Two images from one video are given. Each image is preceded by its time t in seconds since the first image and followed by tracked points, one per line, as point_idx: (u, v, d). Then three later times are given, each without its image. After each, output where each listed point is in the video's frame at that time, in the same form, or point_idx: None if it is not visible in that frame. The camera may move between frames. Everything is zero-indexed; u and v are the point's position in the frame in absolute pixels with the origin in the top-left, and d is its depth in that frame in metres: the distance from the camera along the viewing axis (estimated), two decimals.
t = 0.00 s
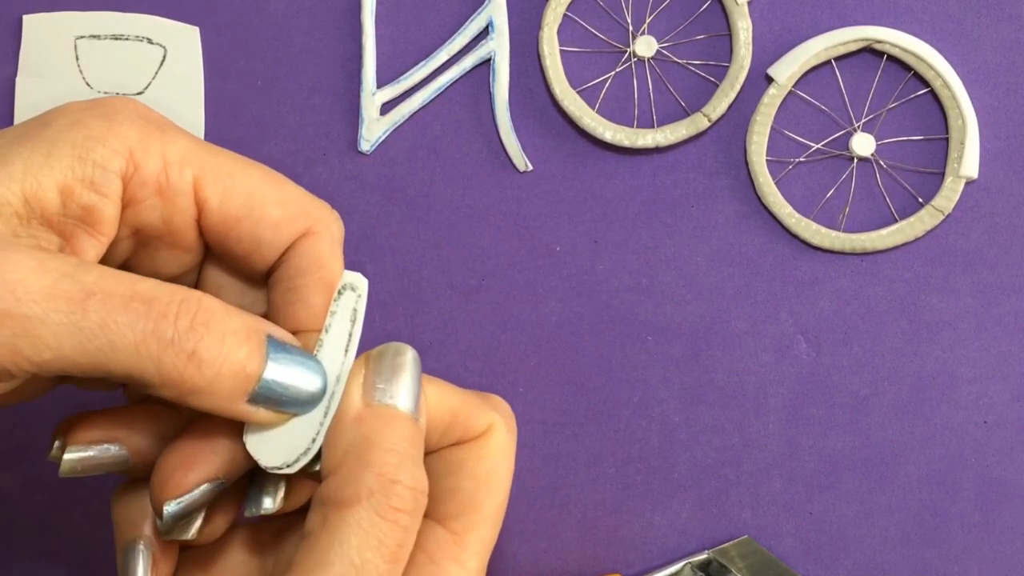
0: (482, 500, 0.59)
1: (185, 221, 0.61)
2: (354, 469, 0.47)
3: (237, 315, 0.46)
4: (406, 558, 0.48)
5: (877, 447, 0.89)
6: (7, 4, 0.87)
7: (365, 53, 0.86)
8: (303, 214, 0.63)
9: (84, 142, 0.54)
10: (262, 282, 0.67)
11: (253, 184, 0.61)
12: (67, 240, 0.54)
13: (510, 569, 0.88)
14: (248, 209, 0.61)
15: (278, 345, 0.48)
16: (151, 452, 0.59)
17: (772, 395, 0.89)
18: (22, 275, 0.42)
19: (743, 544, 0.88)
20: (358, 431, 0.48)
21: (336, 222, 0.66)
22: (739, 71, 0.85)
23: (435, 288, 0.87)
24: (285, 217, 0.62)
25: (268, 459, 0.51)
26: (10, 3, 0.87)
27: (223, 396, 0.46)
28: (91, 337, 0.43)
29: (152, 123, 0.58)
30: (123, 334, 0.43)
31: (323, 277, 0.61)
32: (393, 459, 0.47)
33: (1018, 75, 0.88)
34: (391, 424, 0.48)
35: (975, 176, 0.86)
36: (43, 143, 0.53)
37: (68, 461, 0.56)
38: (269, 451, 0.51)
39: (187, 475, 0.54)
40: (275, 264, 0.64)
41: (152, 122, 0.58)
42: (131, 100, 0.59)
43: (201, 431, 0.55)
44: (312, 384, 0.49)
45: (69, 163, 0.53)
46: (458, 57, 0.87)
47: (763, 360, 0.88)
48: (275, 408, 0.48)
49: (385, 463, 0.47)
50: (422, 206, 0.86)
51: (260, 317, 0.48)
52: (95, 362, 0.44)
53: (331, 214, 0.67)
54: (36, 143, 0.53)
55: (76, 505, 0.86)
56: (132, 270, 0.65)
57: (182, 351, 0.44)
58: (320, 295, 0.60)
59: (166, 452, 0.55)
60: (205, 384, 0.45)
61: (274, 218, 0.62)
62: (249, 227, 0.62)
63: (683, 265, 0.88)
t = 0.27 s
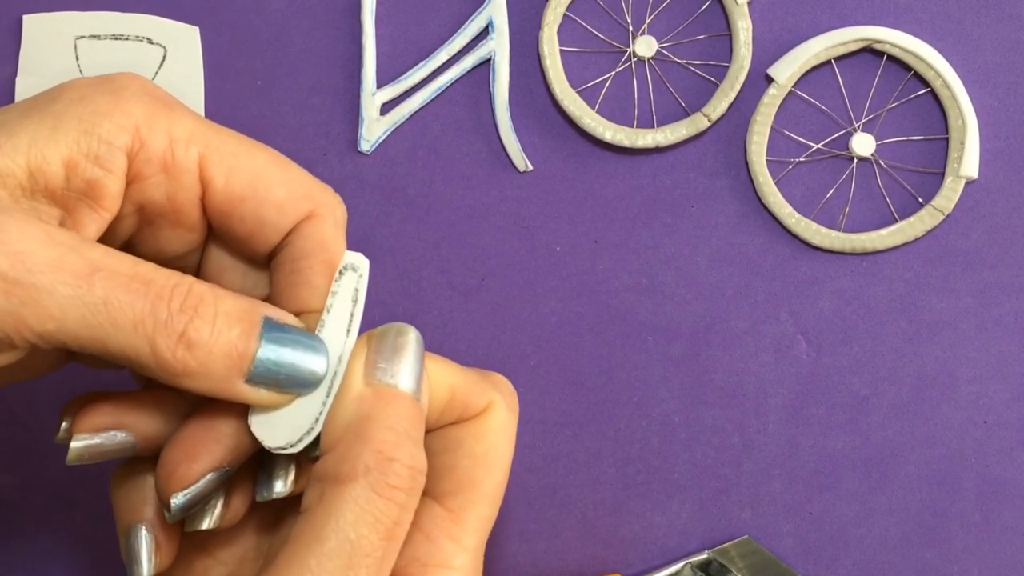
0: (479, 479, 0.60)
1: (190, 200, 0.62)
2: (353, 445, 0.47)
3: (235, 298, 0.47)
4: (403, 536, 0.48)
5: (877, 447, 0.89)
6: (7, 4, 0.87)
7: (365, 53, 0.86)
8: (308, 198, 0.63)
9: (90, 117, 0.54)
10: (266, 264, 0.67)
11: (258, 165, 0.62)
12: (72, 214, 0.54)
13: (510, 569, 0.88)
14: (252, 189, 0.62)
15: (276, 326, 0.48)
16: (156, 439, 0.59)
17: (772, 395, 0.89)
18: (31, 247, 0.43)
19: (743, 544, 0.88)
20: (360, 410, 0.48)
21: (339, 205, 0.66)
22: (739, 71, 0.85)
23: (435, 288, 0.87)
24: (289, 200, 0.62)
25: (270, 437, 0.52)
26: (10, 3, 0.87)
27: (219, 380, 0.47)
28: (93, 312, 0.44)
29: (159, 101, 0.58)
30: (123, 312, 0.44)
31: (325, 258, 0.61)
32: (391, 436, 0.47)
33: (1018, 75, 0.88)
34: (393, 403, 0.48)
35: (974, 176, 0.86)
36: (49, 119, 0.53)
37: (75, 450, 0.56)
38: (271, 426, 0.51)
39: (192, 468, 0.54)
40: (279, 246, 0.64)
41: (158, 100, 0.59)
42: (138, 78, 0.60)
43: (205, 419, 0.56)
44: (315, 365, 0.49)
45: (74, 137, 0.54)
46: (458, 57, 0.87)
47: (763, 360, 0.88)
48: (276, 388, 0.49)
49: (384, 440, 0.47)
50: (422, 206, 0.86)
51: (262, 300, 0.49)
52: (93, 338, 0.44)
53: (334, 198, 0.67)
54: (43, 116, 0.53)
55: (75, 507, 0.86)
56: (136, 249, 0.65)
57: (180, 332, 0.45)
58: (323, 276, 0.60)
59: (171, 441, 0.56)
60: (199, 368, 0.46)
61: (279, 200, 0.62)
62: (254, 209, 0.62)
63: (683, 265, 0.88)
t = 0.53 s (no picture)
0: (465, 462, 0.60)
1: (200, 186, 0.61)
2: (348, 428, 0.47)
3: (239, 288, 0.48)
4: (397, 518, 0.48)
5: (877, 447, 0.89)
6: (7, 4, 0.87)
7: (365, 53, 0.86)
8: (316, 188, 0.64)
9: (107, 101, 0.54)
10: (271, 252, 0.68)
11: (268, 154, 0.62)
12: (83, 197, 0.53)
13: (510, 569, 0.88)
14: (262, 178, 0.62)
15: (277, 316, 0.48)
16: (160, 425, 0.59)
17: (772, 395, 0.89)
18: (50, 233, 0.43)
19: (743, 544, 0.88)
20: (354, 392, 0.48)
21: (346, 197, 0.66)
22: (739, 71, 0.85)
23: (435, 288, 0.87)
24: (298, 190, 0.63)
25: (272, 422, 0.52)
26: (10, 3, 0.87)
27: (221, 370, 0.47)
28: (108, 300, 0.44)
29: (175, 87, 0.58)
30: (135, 302, 0.44)
31: (331, 249, 0.62)
32: (385, 421, 0.47)
33: (1018, 75, 0.88)
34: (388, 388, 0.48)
35: (975, 176, 0.86)
36: (66, 100, 0.52)
37: (82, 435, 0.56)
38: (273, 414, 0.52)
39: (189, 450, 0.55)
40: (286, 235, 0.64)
41: (173, 86, 0.58)
42: (152, 63, 0.59)
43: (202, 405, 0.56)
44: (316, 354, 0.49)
45: (93, 121, 0.53)
46: (458, 57, 0.87)
47: (763, 360, 0.88)
48: (273, 377, 0.49)
49: (377, 424, 0.47)
50: (422, 206, 0.86)
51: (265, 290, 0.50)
52: (104, 325, 0.44)
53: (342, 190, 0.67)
54: (59, 98, 0.52)
55: (75, 505, 0.86)
56: (143, 233, 0.65)
57: (185, 323, 0.45)
58: (329, 267, 0.61)
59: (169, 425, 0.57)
60: (201, 358, 0.46)
61: (288, 190, 0.62)
62: (263, 198, 0.62)
63: (683, 265, 0.88)
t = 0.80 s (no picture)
0: (483, 455, 0.61)
1: (215, 179, 0.62)
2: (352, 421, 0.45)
3: (257, 271, 0.48)
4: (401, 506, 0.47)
5: (877, 446, 0.89)
6: (7, 4, 0.87)
7: (365, 53, 0.86)
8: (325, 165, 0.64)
9: (117, 99, 0.54)
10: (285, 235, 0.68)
11: (277, 137, 0.62)
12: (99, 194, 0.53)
13: (510, 569, 0.88)
14: (275, 160, 0.62)
15: (297, 292, 0.47)
16: (195, 414, 0.58)
17: (772, 395, 0.89)
18: (75, 229, 0.43)
19: (743, 544, 0.88)
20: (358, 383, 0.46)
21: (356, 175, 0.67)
22: (739, 71, 0.85)
23: (435, 288, 0.87)
24: (309, 168, 0.63)
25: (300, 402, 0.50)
26: (10, 3, 0.87)
27: (248, 352, 0.47)
28: (132, 292, 0.44)
29: (183, 83, 0.58)
30: (159, 293, 0.45)
31: (346, 221, 0.62)
32: (392, 412, 0.46)
33: (1018, 75, 0.88)
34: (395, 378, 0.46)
35: (974, 176, 0.86)
36: (77, 100, 0.52)
37: (121, 429, 0.55)
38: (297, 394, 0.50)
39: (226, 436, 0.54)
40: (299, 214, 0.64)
41: (180, 81, 0.58)
42: (155, 62, 0.59)
43: (234, 387, 0.55)
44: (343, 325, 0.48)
45: (104, 118, 0.53)
46: (458, 57, 0.87)
47: (763, 360, 0.88)
48: (307, 354, 0.48)
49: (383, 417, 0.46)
50: (422, 206, 0.86)
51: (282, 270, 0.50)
52: (129, 319, 0.45)
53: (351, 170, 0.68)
54: (70, 98, 0.52)
55: (75, 505, 0.86)
56: (158, 228, 0.64)
57: (209, 311, 0.45)
58: (345, 239, 0.61)
59: (202, 412, 0.56)
60: (228, 345, 0.46)
61: (299, 169, 0.62)
62: (276, 180, 0.62)
63: (683, 265, 0.88)
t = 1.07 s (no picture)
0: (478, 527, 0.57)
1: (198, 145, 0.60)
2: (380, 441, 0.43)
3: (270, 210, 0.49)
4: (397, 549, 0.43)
5: (877, 446, 0.89)
6: (7, 4, 0.87)
7: (365, 53, 0.86)
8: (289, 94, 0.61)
9: (77, 96, 0.54)
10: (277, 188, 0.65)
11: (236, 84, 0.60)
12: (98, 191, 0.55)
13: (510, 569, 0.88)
14: (244, 104, 0.59)
15: (314, 212, 0.49)
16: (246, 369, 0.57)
17: (772, 395, 0.89)
18: (96, 208, 0.44)
19: (743, 544, 0.88)
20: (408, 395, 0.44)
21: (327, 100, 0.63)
22: (739, 71, 0.85)
23: (436, 288, 0.87)
24: (276, 103, 0.60)
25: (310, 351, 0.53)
26: (11, 4, 0.87)
27: (291, 279, 0.48)
28: (167, 249, 0.45)
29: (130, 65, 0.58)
30: (193, 244, 0.45)
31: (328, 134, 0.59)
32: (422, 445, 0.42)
33: (1018, 75, 0.88)
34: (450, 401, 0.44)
35: (974, 176, 0.86)
36: (48, 108, 0.53)
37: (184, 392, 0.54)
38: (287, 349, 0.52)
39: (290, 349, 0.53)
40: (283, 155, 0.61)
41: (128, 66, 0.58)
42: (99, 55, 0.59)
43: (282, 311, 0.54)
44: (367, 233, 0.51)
45: (76, 117, 0.54)
46: (458, 57, 0.87)
47: (763, 360, 0.88)
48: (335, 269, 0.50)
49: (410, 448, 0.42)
50: (423, 206, 0.87)
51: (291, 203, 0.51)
52: (175, 279, 0.46)
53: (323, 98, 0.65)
54: (43, 106, 0.53)
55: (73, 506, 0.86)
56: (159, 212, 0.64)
57: (244, 249, 0.47)
58: (329, 155, 0.58)
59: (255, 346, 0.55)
60: (271, 279, 0.48)
61: (267, 105, 0.60)
62: (251, 124, 0.60)
63: (683, 265, 0.88)
